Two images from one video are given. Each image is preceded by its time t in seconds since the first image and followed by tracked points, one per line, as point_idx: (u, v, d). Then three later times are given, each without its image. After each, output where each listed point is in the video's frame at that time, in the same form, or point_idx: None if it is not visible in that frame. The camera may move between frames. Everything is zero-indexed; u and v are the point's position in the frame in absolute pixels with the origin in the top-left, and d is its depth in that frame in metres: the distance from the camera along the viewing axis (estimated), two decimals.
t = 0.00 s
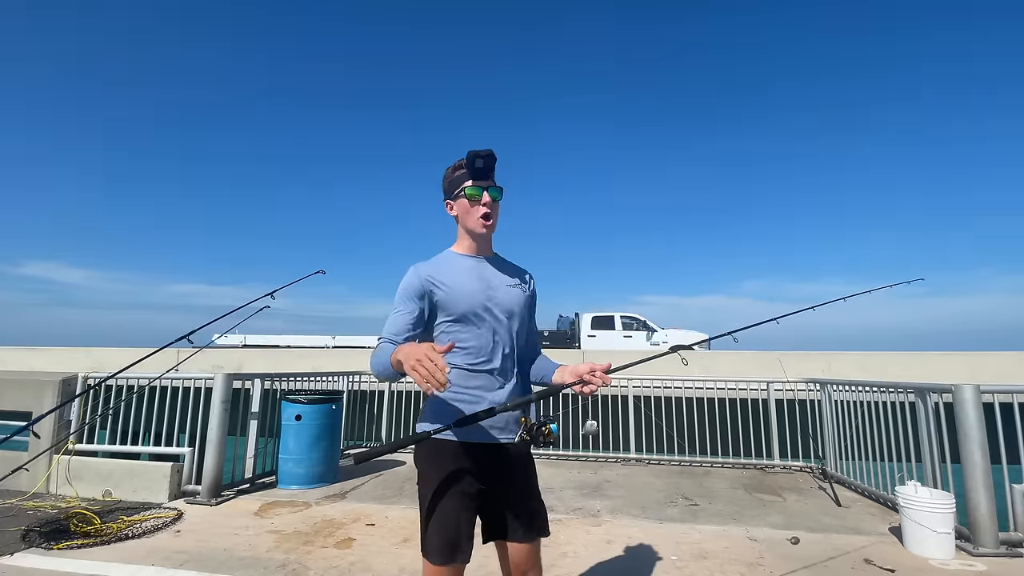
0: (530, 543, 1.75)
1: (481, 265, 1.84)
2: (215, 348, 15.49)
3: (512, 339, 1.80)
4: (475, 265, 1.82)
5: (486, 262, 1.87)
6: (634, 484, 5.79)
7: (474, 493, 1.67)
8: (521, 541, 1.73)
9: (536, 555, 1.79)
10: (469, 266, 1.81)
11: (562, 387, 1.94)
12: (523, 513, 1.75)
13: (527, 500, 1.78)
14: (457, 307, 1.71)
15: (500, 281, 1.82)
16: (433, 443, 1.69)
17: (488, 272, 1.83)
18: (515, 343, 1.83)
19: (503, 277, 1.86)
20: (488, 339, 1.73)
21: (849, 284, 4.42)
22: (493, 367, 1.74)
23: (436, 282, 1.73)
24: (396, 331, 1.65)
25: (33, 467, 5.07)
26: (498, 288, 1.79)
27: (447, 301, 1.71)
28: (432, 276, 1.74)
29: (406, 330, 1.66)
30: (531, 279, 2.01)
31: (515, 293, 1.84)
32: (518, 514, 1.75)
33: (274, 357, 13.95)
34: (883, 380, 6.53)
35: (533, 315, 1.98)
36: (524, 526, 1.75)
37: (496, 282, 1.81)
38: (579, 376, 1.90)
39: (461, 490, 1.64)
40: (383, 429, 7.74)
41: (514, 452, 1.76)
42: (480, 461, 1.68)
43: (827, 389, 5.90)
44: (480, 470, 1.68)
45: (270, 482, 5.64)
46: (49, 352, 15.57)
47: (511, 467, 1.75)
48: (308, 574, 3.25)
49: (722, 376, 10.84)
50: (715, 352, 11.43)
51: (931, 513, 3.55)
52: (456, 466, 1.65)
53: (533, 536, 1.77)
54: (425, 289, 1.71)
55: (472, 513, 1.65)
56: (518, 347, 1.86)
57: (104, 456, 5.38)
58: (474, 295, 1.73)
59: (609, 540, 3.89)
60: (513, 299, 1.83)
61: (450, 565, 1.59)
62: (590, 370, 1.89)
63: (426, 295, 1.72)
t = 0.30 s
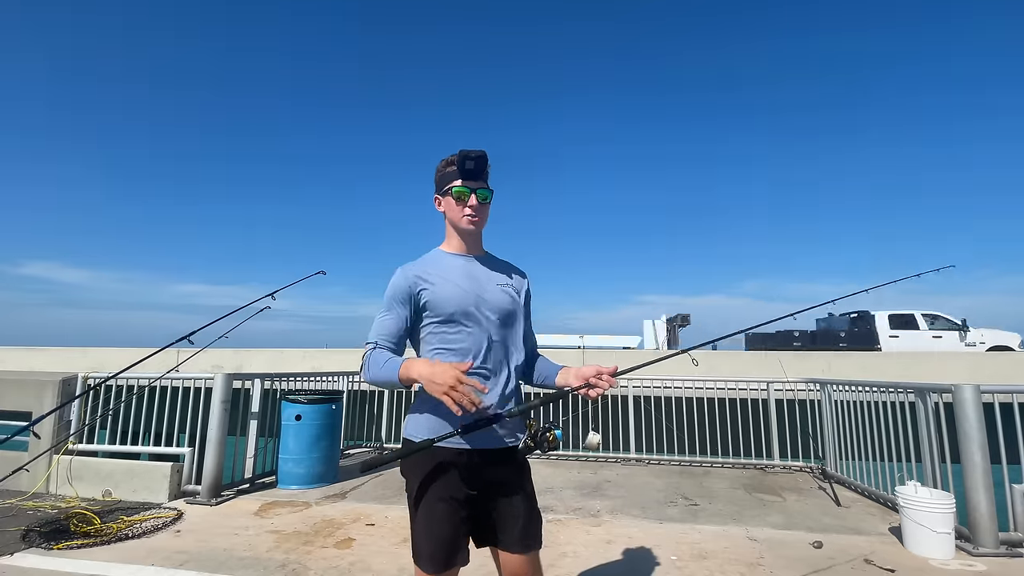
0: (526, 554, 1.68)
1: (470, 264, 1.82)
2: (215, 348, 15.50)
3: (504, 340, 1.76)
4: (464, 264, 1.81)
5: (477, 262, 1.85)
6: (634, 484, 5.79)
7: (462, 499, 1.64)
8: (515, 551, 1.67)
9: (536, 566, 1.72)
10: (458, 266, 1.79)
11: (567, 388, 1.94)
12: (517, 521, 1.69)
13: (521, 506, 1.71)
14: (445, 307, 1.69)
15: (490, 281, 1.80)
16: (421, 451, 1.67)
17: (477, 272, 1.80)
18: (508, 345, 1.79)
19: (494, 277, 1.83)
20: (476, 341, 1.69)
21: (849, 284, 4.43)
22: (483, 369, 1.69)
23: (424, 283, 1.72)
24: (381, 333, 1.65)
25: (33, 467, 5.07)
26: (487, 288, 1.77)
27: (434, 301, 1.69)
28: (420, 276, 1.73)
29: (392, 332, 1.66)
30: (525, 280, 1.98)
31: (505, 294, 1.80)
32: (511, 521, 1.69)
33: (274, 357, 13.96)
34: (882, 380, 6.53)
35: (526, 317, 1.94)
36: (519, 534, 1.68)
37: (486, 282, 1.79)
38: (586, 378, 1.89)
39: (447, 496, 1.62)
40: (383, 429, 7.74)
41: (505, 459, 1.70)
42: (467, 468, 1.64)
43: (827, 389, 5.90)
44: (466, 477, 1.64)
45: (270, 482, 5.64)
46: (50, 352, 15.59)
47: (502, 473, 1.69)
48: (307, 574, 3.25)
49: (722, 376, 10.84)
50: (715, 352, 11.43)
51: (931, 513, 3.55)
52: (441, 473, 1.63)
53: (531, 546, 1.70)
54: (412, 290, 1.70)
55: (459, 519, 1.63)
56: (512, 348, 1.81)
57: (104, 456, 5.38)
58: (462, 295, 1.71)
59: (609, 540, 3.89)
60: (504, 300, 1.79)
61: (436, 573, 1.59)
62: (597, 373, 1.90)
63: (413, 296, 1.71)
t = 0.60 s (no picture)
0: (527, 554, 1.67)
1: (468, 262, 1.81)
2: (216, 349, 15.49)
3: (503, 340, 1.74)
4: (462, 262, 1.80)
5: (474, 259, 1.84)
6: (634, 484, 5.79)
7: (461, 501, 1.64)
8: (515, 552, 1.66)
9: (537, 565, 1.71)
10: (455, 264, 1.79)
11: (579, 386, 1.87)
12: (517, 521, 1.68)
13: (522, 507, 1.69)
14: (440, 306, 1.69)
15: (488, 279, 1.78)
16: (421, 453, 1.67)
17: (477, 270, 1.79)
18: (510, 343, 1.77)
19: (494, 274, 1.82)
20: (474, 340, 1.69)
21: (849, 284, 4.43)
22: (478, 368, 1.69)
23: (419, 282, 1.72)
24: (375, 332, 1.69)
25: (33, 467, 5.07)
26: (485, 287, 1.75)
27: (429, 300, 1.70)
28: (415, 275, 1.74)
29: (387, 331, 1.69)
30: (526, 277, 1.96)
31: (505, 292, 1.79)
32: (512, 522, 1.68)
33: (274, 357, 13.95)
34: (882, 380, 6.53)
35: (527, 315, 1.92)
36: (519, 535, 1.68)
37: (485, 280, 1.77)
38: (601, 378, 1.85)
39: (445, 497, 1.63)
40: (383, 429, 7.74)
41: (505, 460, 1.68)
42: (465, 469, 1.63)
43: (827, 389, 5.90)
44: (464, 478, 1.64)
45: (270, 482, 5.64)
46: (51, 352, 15.55)
47: (503, 474, 1.68)
48: (308, 574, 3.25)
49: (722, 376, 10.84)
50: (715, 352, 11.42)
51: (931, 513, 3.55)
52: (439, 475, 1.63)
53: (532, 546, 1.69)
54: (407, 289, 1.71)
55: (458, 520, 1.64)
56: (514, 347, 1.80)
57: (104, 456, 5.38)
58: (457, 294, 1.70)
59: (609, 540, 3.89)
60: (504, 298, 1.77)
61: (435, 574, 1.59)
62: (610, 373, 1.87)
63: (408, 295, 1.73)
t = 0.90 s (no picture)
0: (516, 551, 1.67)
1: (457, 261, 1.81)
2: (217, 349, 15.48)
3: (490, 341, 1.73)
4: (451, 261, 1.80)
5: (462, 259, 1.83)
6: (634, 484, 5.79)
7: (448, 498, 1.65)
8: (504, 549, 1.67)
9: (528, 563, 1.71)
10: (443, 264, 1.78)
11: (565, 392, 1.91)
12: (505, 518, 1.69)
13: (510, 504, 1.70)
14: (426, 307, 1.68)
15: (477, 278, 1.77)
16: (405, 448, 1.69)
17: (465, 269, 1.79)
18: (498, 343, 1.77)
19: (483, 274, 1.81)
20: (463, 340, 1.68)
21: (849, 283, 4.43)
22: (463, 372, 1.68)
23: (407, 281, 1.71)
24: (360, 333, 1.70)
25: (33, 467, 5.07)
26: (472, 287, 1.74)
27: (415, 302, 1.69)
28: (402, 275, 1.73)
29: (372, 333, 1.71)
30: (514, 277, 1.94)
31: (493, 291, 1.78)
32: (500, 519, 1.69)
33: (274, 357, 13.94)
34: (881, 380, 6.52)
35: (516, 313, 1.91)
36: (508, 532, 1.68)
37: (474, 279, 1.77)
38: (587, 389, 1.87)
39: (432, 495, 1.63)
40: (383, 429, 7.73)
41: (492, 457, 1.69)
42: (451, 467, 1.63)
43: (827, 389, 5.90)
44: (451, 476, 1.65)
45: (270, 482, 5.64)
46: (50, 352, 15.51)
47: (491, 472, 1.68)
48: (307, 574, 3.25)
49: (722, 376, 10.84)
50: (716, 352, 11.41)
51: (931, 513, 3.55)
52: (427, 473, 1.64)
53: (521, 543, 1.69)
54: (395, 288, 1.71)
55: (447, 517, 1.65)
56: (502, 346, 1.79)
57: (104, 456, 5.38)
58: (444, 295, 1.69)
59: (609, 540, 3.89)
60: (492, 298, 1.77)
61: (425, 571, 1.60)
62: (597, 383, 1.87)
63: (396, 295, 1.72)
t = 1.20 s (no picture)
0: (514, 554, 1.67)
1: (454, 262, 1.81)
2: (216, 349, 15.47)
3: (488, 341, 1.73)
4: (448, 262, 1.80)
5: (457, 259, 1.82)
6: (634, 484, 5.79)
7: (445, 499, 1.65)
8: (502, 551, 1.66)
9: (527, 565, 1.70)
10: (441, 265, 1.78)
11: (568, 394, 1.91)
12: (503, 520, 1.68)
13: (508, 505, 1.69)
14: (423, 307, 1.68)
15: (475, 279, 1.78)
16: (404, 448, 1.67)
17: (462, 270, 1.79)
18: (496, 344, 1.77)
19: (480, 274, 1.81)
20: (461, 341, 1.68)
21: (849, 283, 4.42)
22: (461, 372, 1.67)
23: (405, 282, 1.72)
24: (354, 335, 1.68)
25: (33, 467, 5.07)
26: (469, 287, 1.74)
27: (412, 302, 1.69)
28: (399, 276, 1.73)
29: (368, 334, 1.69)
30: (512, 278, 1.95)
31: (490, 292, 1.78)
32: (498, 520, 1.68)
33: (274, 357, 13.94)
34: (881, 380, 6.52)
35: (513, 314, 1.91)
36: (506, 535, 1.67)
37: (472, 280, 1.77)
38: (590, 391, 1.86)
39: (430, 495, 1.63)
40: (383, 429, 7.73)
41: (491, 459, 1.68)
42: (449, 468, 1.63)
43: (827, 389, 5.90)
44: (448, 478, 1.64)
45: (270, 482, 5.64)
46: (49, 352, 15.49)
47: (489, 473, 1.67)
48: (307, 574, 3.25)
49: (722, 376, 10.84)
50: (716, 352, 11.41)
51: (931, 513, 3.55)
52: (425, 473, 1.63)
53: (520, 546, 1.68)
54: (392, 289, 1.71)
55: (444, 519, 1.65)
56: (500, 348, 1.79)
57: (104, 456, 5.37)
58: (441, 295, 1.69)
59: (609, 540, 3.89)
60: (489, 299, 1.77)
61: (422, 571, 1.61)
62: (601, 386, 1.88)
63: (394, 296, 1.72)
